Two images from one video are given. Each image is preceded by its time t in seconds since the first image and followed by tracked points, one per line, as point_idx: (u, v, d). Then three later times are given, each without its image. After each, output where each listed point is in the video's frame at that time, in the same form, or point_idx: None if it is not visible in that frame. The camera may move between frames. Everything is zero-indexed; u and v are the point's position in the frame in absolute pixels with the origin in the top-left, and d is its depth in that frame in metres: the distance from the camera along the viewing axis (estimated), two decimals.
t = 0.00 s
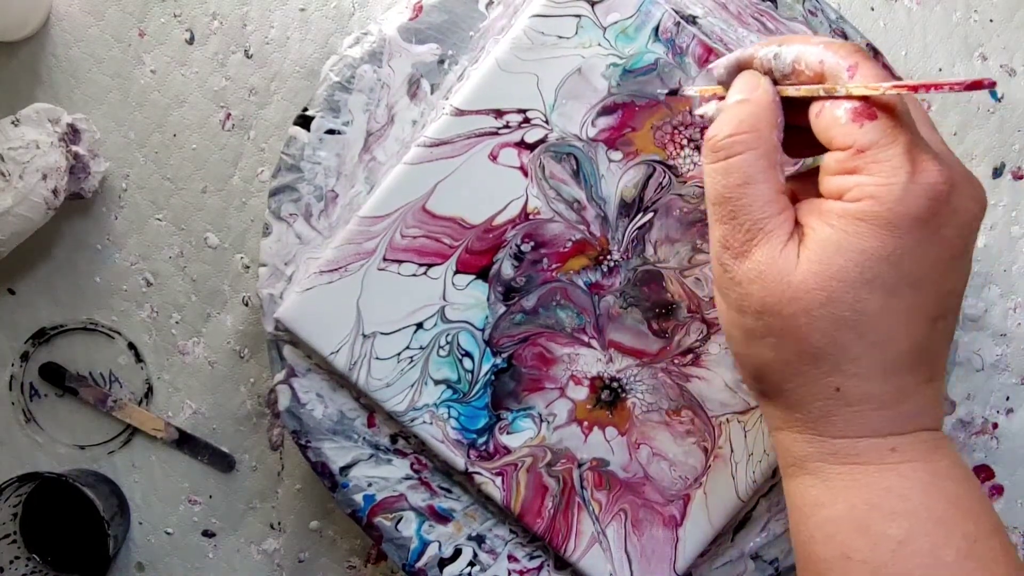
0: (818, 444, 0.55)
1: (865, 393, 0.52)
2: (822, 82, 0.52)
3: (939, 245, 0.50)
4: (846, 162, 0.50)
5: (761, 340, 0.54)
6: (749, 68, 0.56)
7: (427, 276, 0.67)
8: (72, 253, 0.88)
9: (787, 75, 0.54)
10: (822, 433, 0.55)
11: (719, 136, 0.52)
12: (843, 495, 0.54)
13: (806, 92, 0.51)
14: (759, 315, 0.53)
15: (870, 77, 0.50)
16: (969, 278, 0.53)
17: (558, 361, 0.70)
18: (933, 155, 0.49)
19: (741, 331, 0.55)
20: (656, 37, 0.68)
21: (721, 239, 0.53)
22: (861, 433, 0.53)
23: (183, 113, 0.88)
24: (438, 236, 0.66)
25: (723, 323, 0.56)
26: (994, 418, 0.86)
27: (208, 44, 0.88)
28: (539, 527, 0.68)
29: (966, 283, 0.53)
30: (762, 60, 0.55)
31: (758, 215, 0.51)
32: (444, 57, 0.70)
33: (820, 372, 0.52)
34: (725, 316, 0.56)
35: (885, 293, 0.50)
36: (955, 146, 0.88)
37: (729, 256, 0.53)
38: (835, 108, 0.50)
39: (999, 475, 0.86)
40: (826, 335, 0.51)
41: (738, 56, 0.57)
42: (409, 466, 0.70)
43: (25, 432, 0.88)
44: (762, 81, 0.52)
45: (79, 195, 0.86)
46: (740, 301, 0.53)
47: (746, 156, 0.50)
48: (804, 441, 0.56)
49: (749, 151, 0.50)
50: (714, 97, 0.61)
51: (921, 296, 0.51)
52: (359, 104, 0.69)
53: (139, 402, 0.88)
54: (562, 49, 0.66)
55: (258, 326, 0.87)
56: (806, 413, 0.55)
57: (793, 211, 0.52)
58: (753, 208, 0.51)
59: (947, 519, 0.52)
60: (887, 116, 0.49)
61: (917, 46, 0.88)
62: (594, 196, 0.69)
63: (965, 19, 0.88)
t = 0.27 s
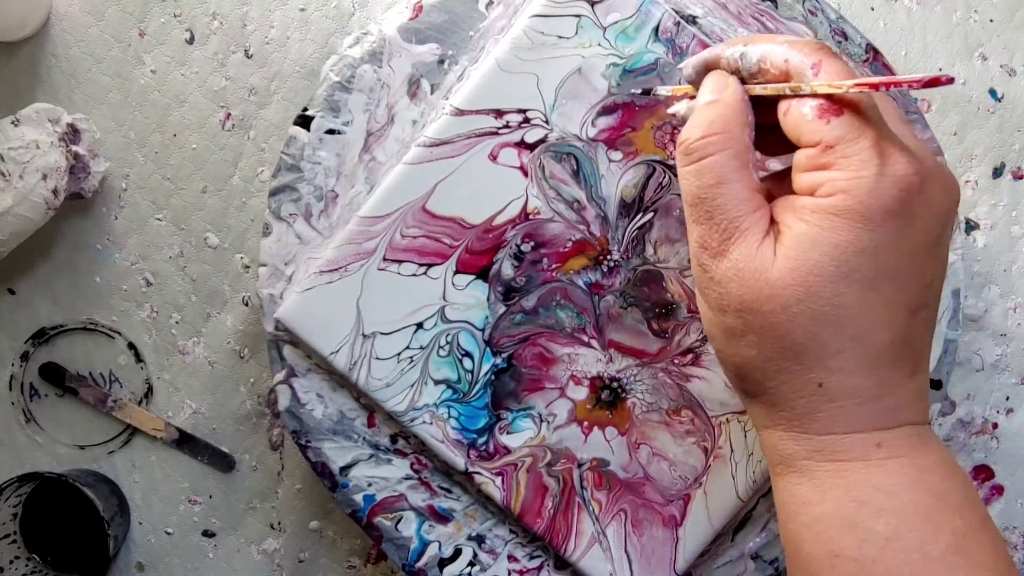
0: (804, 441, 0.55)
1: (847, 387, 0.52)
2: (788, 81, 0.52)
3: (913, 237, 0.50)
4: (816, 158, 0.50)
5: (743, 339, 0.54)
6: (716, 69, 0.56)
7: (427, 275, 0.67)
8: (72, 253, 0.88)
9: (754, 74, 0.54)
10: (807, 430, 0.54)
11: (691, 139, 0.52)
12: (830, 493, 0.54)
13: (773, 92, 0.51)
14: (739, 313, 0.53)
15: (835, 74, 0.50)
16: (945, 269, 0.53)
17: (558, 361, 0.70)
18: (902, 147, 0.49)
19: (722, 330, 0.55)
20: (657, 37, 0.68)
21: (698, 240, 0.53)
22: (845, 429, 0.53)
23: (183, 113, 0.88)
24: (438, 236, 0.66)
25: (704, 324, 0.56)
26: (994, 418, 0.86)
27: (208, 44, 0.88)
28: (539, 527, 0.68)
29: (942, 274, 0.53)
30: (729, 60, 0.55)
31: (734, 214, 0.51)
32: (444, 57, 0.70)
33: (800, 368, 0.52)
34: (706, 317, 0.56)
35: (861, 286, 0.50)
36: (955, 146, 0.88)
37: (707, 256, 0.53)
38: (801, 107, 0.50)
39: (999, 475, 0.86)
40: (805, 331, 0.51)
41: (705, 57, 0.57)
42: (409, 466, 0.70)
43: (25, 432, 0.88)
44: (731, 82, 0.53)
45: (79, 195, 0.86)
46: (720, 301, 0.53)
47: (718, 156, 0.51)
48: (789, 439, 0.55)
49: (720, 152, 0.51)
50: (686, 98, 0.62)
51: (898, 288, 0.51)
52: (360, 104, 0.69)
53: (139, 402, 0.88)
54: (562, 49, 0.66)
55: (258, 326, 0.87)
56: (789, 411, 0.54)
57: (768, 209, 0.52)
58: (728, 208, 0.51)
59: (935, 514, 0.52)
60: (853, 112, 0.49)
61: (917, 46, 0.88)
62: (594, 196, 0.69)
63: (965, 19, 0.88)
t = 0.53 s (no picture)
0: (792, 437, 0.54)
1: (834, 381, 0.52)
2: (761, 81, 0.53)
3: (891, 229, 0.50)
4: (793, 155, 0.51)
5: (729, 336, 0.53)
6: (692, 72, 0.57)
7: (427, 275, 0.67)
8: (73, 253, 0.88)
9: (728, 76, 0.55)
10: (794, 426, 0.54)
11: (670, 141, 0.52)
12: (819, 489, 0.54)
13: (748, 91, 0.51)
14: (724, 310, 0.52)
15: (807, 71, 0.51)
16: (926, 261, 0.53)
17: (558, 361, 0.70)
18: (876, 140, 0.50)
19: (709, 329, 0.55)
20: (657, 37, 0.68)
21: (682, 240, 0.53)
22: (831, 424, 0.53)
23: (183, 113, 0.88)
24: (438, 236, 0.66)
25: (691, 323, 0.56)
26: (994, 418, 0.86)
27: (208, 44, 0.88)
28: (539, 527, 0.68)
29: (924, 266, 0.53)
30: (703, 62, 0.56)
31: (715, 212, 0.51)
32: (444, 57, 0.70)
33: (784, 364, 0.52)
34: (693, 317, 0.56)
35: (842, 278, 0.50)
36: (955, 146, 0.88)
37: (691, 256, 0.53)
38: (775, 105, 0.51)
39: (1000, 475, 0.86)
40: (788, 325, 0.51)
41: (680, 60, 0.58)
42: (409, 466, 0.70)
43: (25, 432, 0.88)
44: (707, 84, 0.53)
45: (79, 195, 0.86)
46: (705, 299, 0.53)
47: (697, 156, 0.51)
48: (779, 434, 0.55)
49: (699, 152, 0.51)
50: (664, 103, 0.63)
51: (879, 280, 0.51)
52: (360, 104, 0.69)
53: (139, 402, 0.88)
54: (562, 49, 0.66)
55: (258, 326, 0.87)
56: (777, 407, 0.54)
57: (749, 207, 0.52)
58: (710, 206, 0.51)
59: (924, 508, 0.51)
60: (826, 108, 0.50)
61: (917, 46, 0.88)
62: (594, 196, 0.69)
63: (965, 19, 0.88)
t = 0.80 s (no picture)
0: (786, 422, 0.55)
1: (828, 366, 0.52)
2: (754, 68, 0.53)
3: (884, 215, 0.50)
4: (786, 141, 0.51)
5: (722, 322, 0.54)
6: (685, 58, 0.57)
7: (427, 275, 0.67)
8: (73, 254, 0.88)
9: (722, 63, 0.55)
10: (788, 412, 0.54)
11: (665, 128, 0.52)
12: (812, 474, 0.54)
13: (741, 79, 0.51)
14: (718, 296, 0.53)
15: (799, 59, 0.51)
16: (920, 247, 0.53)
17: (558, 361, 0.70)
18: (869, 126, 0.50)
19: (703, 315, 0.55)
20: (656, 37, 0.68)
21: (677, 227, 0.53)
22: (824, 409, 0.53)
23: (183, 113, 0.88)
24: (438, 236, 0.66)
25: (686, 309, 0.56)
26: (994, 418, 0.86)
27: (208, 44, 0.88)
28: (539, 527, 0.68)
29: (916, 251, 0.53)
30: (697, 50, 0.56)
31: (709, 199, 0.51)
32: (444, 57, 0.70)
33: (777, 349, 0.52)
34: (687, 303, 0.56)
35: (834, 263, 0.50)
36: (955, 146, 0.88)
37: (685, 242, 0.53)
38: (767, 92, 0.50)
39: (1000, 476, 0.86)
40: (781, 310, 0.51)
41: (674, 47, 0.58)
42: (409, 466, 0.70)
43: (25, 432, 0.88)
44: (701, 72, 0.53)
45: (79, 195, 0.86)
46: (700, 285, 0.53)
47: (692, 143, 0.51)
48: (772, 420, 0.56)
49: (694, 139, 0.51)
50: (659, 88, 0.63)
51: (872, 266, 0.51)
52: (360, 104, 0.69)
53: (139, 402, 0.88)
54: (561, 49, 0.66)
55: (258, 326, 0.88)
56: (771, 392, 0.54)
57: (743, 193, 0.52)
58: (704, 193, 0.51)
59: (916, 493, 0.52)
60: (818, 94, 0.50)
61: (917, 46, 0.88)
62: (594, 196, 0.69)
63: (965, 19, 0.88)
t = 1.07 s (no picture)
0: (793, 405, 0.55)
1: (839, 347, 0.52)
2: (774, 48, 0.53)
3: (899, 199, 0.50)
4: (803, 123, 0.51)
5: (734, 302, 0.54)
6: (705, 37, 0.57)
7: (427, 275, 0.67)
8: (73, 254, 0.88)
9: (741, 43, 0.55)
10: (796, 395, 0.55)
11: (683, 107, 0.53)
12: (823, 456, 0.54)
13: (761, 58, 0.52)
14: (730, 276, 0.53)
15: (819, 40, 0.51)
16: (933, 232, 0.53)
17: (558, 361, 0.70)
18: (886, 109, 0.50)
19: (714, 295, 0.55)
20: (656, 37, 0.68)
21: (692, 205, 0.54)
22: (834, 392, 0.53)
23: (183, 113, 0.88)
24: (438, 235, 0.66)
25: (697, 289, 0.57)
26: (994, 418, 0.86)
27: (208, 44, 0.88)
28: (539, 527, 0.68)
29: (931, 237, 0.54)
30: (717, 28, 0.56)
31: (724, 177, 0.52)
32: (445, 57, 0.70)
33: (789, 329, 0.53)
34: (699, 282, 0.57)
35: (847, 246, 0.50)
36: (955, 145, 0.88)
37: (699, 220, 0.54)
38: (786, 73, 0.51)
39: (1000, 476, 0.86)
40: (793, 291, 0.51)
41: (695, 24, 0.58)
42: (409, 466, 0.70)
43: (25, 432, 0.88)
44: (720, 50, 0.54)
45: (79, 195, 0.86)
46: (712, 264, 0.54)
47: (709, 123, 0.52)
48: (781, 401, 0.56)
49: (711, 119, 0.52)
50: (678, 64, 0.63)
51: (885, 249, 0.51)
52: (360, 104, 0.69)
53: (139, 402, 0.88)
54: (561, 48, 0.66)
55: (258, 326, 0.88)
56: (780, 373, 0.55)
57: (758, 174, 0.53)
58: (719, 172, 0.52)
59: (925, 478, 0.52)
60: (837, 76, 0.50)
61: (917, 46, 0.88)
62: (594, 197, 0.69)
63: (965, 19, 0.88)
